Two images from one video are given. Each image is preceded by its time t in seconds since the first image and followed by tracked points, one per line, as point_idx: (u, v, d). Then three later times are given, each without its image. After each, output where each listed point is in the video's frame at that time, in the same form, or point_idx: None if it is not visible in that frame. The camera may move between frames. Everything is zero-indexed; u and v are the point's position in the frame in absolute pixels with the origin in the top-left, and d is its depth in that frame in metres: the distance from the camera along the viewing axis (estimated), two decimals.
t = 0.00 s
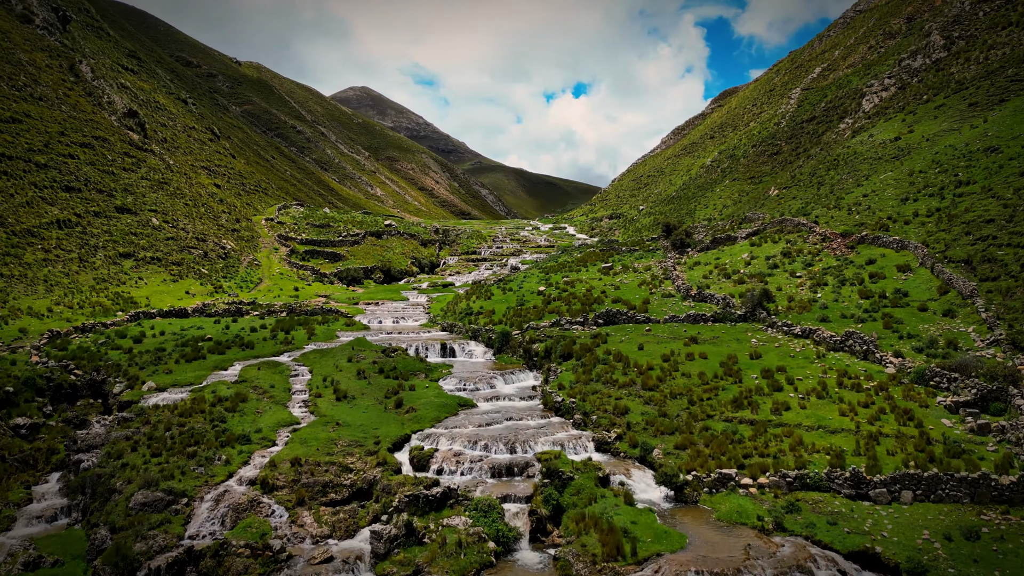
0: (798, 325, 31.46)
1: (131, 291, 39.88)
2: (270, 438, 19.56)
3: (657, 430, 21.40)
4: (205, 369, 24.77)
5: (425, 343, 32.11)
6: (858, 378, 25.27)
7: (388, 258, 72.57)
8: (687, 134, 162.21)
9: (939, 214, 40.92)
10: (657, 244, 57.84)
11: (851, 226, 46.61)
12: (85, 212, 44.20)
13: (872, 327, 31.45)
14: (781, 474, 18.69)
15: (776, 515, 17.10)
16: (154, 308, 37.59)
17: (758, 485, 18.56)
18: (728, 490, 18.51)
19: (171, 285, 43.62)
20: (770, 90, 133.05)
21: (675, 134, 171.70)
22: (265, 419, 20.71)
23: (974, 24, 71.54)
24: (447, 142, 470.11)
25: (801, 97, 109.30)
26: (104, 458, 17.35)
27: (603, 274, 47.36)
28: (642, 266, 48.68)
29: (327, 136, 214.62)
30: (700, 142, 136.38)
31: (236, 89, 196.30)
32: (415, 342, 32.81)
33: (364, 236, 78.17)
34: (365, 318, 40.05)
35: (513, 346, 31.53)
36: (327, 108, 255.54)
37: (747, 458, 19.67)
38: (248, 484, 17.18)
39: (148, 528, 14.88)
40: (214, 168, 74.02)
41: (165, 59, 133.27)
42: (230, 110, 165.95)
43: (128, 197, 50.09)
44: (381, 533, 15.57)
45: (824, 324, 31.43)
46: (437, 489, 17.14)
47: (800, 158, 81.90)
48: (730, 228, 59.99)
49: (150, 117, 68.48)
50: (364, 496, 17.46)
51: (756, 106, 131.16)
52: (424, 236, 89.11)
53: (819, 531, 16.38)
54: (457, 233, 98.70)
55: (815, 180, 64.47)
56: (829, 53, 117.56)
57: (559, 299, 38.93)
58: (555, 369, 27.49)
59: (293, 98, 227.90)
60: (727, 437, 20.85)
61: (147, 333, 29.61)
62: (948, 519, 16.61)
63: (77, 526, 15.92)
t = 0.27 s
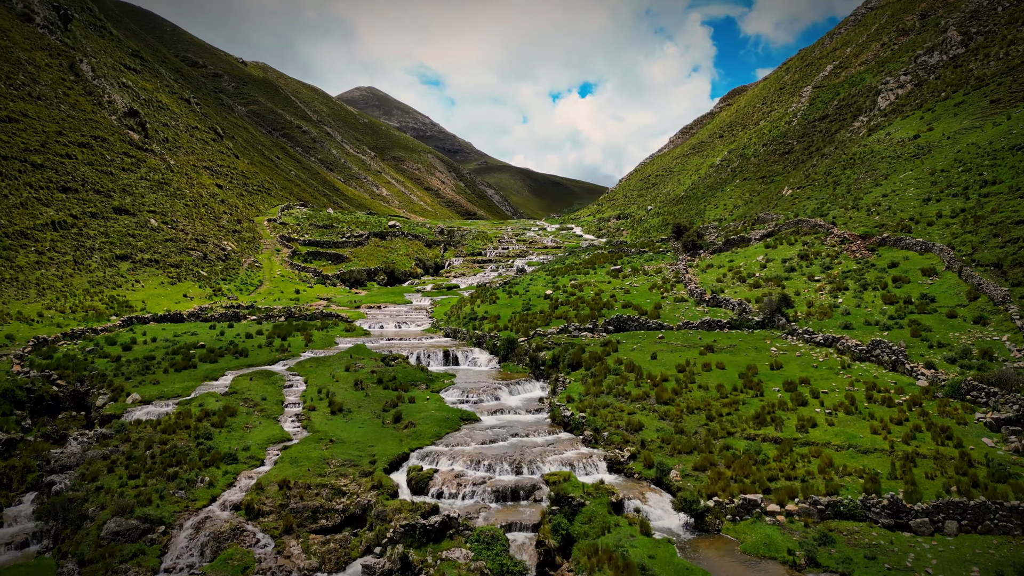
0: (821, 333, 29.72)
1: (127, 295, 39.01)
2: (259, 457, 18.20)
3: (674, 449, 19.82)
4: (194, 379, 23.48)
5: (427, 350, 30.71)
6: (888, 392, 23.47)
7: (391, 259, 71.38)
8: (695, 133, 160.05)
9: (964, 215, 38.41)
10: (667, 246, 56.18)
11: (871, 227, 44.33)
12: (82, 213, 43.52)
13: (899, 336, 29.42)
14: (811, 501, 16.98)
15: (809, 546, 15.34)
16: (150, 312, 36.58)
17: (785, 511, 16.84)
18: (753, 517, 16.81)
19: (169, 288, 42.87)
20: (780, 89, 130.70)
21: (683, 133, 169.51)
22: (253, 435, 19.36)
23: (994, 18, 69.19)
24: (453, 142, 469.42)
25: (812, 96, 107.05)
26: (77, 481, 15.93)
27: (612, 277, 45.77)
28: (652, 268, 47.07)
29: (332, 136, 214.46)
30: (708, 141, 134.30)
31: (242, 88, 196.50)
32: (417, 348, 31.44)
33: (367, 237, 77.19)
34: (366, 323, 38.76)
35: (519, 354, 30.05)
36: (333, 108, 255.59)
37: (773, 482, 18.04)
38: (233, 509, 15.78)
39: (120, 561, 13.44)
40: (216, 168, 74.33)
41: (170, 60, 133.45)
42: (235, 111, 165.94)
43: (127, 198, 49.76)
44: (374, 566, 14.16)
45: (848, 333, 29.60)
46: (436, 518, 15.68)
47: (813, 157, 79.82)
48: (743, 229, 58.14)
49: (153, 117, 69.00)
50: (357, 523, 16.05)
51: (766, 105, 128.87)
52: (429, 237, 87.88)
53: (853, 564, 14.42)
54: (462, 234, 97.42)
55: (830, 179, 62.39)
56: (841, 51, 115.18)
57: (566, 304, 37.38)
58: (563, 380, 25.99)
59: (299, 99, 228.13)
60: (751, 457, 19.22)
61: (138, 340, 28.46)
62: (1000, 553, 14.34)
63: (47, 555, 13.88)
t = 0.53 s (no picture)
0: (845, 342, 27.86)
1: (122, 299, 38.31)
2: (245, 479, 16.81)
3: (693, 472, 18.24)
4: (181, 391, 22.26)
5: (429, 358, 29.32)
6: (923, 408, 21.54)
7: (395, 261, 70.21)
8: (703, 132, 157.93)
9: (994, 216, 36.02)
10: (677, 248, 54.48)
11: (893, 229, 42.03)
12: (78, 214, 42.99)
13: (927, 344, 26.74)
14: (847, 533, 15.12)
15: None
16: (145, 317, 35.72)
17: (818, 545, 15.03)
18: (784, 551, 15.00)
19: (167, 292, 42.49)
20: (790, 87, 128.54)
21: (692, 132, 167.27)
22: (240, 454, 18.04)
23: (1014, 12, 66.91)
24: (459, 142, 468.75)
25: (824, 94, 104.89)
26: (43, 510, 14.51)
27: (621, 281, 44.18)
28: (663, 271, 45.43)
29: (338, 136, 214.29)
30: (717, 140, 132.19)
31: (248, 88, 196.81)
32: (418, 356, 30.06)
33: (371, 238, 76.20)
34: (367, 328, 37.49)
35: (525, 363, 28.60)
36: (339, 108, 255.60)
37: (805, 510, 16.29)
38: (212, 538, 14.34)
39: None
40: (218, 168, 74.59)
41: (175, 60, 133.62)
42: (241, 111, 165.92)
43: (125, 198, 49.49)
44: None
45: (874, 342, 27.67)
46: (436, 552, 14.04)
47: (826, 157, 77.78)
48: (756, 230, 56.21)
49: (155, 117, 69.50)
50: (348, 554, 14.60)
51: (776, 103, 126.56)
52: (433, 237, 86.68)
53: None
54: (467, 235, 96.13)
55: (845, 177, 60.31)
56: (853, 48, 112.90)
57: (574, 309, 35.84)
58: (572, 392, 24.51)
59: (305, 99, 228.48)
60: (777, 482, 17.55)
61: (128, 347, 27.40)
62: None
63: None
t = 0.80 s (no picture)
0: (871, 351, 25.90)
1: (118, 302, 37.89)
2: (231, 504, 15.51)
3: (715, 498, 16.60)
4: (168, 405, 21.12)
5: (431, 367, 27.93)
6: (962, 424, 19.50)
7: (399, 263, 69.02)
8: (712, 131, 155.83)
9: None
10: (688, 249, 52.80)
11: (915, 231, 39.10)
12: (74, 216, 42.81)
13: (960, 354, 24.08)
14: (890, 573, 13.05)
15: None
16: (140, 321, 35.13)
17: None
18: None
19: (164, 295, 41.98)
20: (800, 85, 126.33)
21: (700, 132, 165.17)
22: (224, 476, 16.72)
23: None
24: (466, 143, 468.31)
25: (835, 92, 102.81)
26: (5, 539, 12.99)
27: (631, 284, 42.58)
28: (674, 274, 43.77)
29: (344, 136, 214.24)
30: (726, 139, 130.14)
31: (253, 88, 197.40)
32: (419, 365, 28.66)
33: (375, 239, 75.31)
34: (367, 334, 36.23)
35: (531, 373, 27.13)
36: (345, 108, 255.68)
37: (841, 543, 14.51)
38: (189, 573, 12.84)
39: None
40: (220, 168, 75.03)
41: (181, 61, 134.13)
42: (246, 111, 166.31)
43: (123, 199, 49.34)
44: None
45: (903, 351, 25.58)
46: None
47: (839, 156, 75.92)
48: (769, 232, 54.34)
49: (156, 116, 70.45)
50: None
51: (786, 102, 124.31)
52: (438, 239, 85.58)
53: None
54: (473, 236, 94.83)
55: (861, 176, 58.20)
56: (865, 46, 110.77)
57: (582, 315, 34.30)
58: (581, 405, 23.05)
59: (311, 99, 229.21)
60: (810, 510, 15.82)
61: (118, 355, 26.50)
62: None
63: None
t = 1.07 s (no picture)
0: (901, 363, 23.82)
1: (112, 306, 37.64)
2: (211, 534, 14.20)
3: (741, 529, 14.91)
4: (151, 420, 20.00)
5: (432, 377, 26.52)
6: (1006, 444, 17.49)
7: (403, 264, 67.84)
8: (720, 130, 153.62)
9: None
10: (700, 251, 51.11)
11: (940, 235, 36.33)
12: (70, 217, 43.02)
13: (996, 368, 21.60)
14: None
15: None
16: (134, 326, 34.65)
17: None
18: None
19: (160, 298, 41.64)
20: (811, 83, 124.06)
21: (708, 131, 163.04)
22: (205, 503, 15.38)
23: None
24: (472, 143, 467.69)
25: (848, 90, 100.64)
26: None
27: (641, 288, 40.98)
28: (685, 277, 42.10)
29: (349, 136, 214.32)
30: (736, 138, 128.00)
31: (259, 88, 198.25)
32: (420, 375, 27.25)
33: (378, 240, 74.35)
34: (367, 340, 35.00)
35: (538, 384, 25.62)
36: (351, 108, 255.91)
37: None
38: None
39: None
40: (222, 168, 75.79)
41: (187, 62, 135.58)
42: (251, 112, 167.00)
43: (121, 200, 49.38)
44: None
45: (935, 362, 23.37)
46: None
47: (852, 154, 73.90)
48: (783, 233, 52.31)
49: (158, 115, 71.97)
50: None
51: (796, 100, 122.04)
52: (443, 240, 84.34)
53: None
54: (478, 237, 93.49)
55: (879, 173, 55.70)
56: (878, 43, 108.52)
57: (590, 322, 32.75)
58: (592, 421, 21.55)
59: (317, 99, 229.92)
60: (849, 546, 14.04)
61: (106, 364, 25.61)
62: None
63: None
